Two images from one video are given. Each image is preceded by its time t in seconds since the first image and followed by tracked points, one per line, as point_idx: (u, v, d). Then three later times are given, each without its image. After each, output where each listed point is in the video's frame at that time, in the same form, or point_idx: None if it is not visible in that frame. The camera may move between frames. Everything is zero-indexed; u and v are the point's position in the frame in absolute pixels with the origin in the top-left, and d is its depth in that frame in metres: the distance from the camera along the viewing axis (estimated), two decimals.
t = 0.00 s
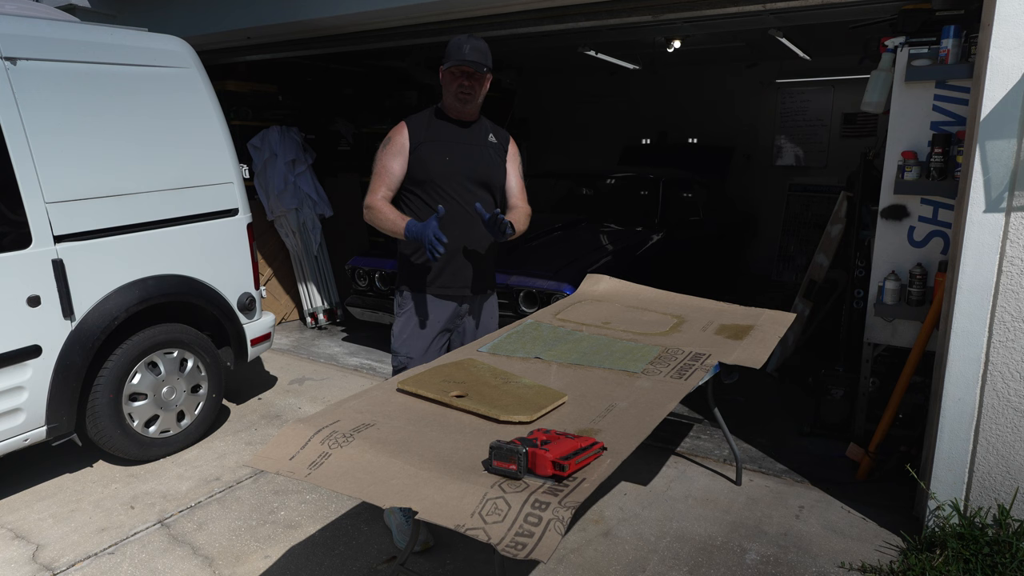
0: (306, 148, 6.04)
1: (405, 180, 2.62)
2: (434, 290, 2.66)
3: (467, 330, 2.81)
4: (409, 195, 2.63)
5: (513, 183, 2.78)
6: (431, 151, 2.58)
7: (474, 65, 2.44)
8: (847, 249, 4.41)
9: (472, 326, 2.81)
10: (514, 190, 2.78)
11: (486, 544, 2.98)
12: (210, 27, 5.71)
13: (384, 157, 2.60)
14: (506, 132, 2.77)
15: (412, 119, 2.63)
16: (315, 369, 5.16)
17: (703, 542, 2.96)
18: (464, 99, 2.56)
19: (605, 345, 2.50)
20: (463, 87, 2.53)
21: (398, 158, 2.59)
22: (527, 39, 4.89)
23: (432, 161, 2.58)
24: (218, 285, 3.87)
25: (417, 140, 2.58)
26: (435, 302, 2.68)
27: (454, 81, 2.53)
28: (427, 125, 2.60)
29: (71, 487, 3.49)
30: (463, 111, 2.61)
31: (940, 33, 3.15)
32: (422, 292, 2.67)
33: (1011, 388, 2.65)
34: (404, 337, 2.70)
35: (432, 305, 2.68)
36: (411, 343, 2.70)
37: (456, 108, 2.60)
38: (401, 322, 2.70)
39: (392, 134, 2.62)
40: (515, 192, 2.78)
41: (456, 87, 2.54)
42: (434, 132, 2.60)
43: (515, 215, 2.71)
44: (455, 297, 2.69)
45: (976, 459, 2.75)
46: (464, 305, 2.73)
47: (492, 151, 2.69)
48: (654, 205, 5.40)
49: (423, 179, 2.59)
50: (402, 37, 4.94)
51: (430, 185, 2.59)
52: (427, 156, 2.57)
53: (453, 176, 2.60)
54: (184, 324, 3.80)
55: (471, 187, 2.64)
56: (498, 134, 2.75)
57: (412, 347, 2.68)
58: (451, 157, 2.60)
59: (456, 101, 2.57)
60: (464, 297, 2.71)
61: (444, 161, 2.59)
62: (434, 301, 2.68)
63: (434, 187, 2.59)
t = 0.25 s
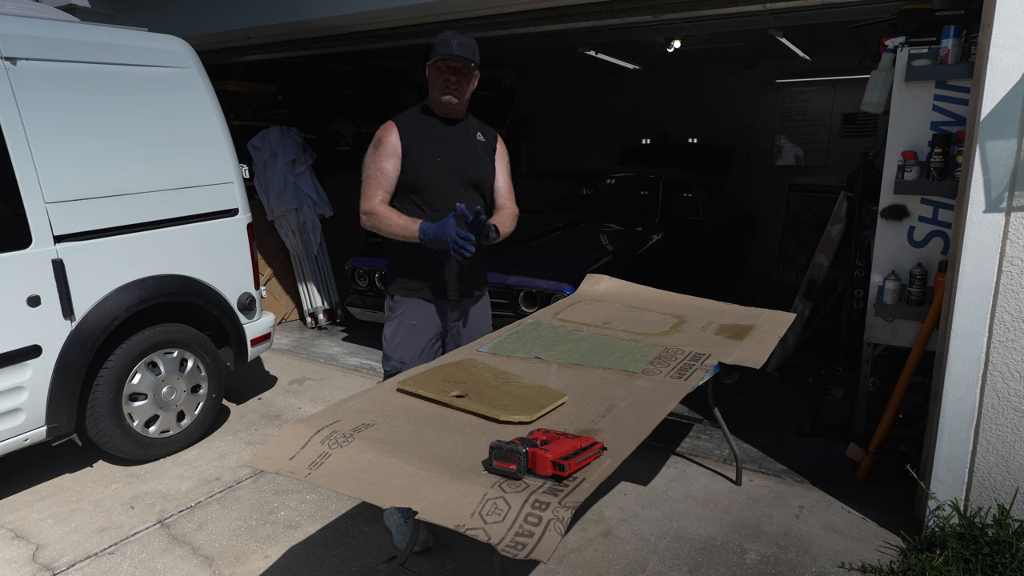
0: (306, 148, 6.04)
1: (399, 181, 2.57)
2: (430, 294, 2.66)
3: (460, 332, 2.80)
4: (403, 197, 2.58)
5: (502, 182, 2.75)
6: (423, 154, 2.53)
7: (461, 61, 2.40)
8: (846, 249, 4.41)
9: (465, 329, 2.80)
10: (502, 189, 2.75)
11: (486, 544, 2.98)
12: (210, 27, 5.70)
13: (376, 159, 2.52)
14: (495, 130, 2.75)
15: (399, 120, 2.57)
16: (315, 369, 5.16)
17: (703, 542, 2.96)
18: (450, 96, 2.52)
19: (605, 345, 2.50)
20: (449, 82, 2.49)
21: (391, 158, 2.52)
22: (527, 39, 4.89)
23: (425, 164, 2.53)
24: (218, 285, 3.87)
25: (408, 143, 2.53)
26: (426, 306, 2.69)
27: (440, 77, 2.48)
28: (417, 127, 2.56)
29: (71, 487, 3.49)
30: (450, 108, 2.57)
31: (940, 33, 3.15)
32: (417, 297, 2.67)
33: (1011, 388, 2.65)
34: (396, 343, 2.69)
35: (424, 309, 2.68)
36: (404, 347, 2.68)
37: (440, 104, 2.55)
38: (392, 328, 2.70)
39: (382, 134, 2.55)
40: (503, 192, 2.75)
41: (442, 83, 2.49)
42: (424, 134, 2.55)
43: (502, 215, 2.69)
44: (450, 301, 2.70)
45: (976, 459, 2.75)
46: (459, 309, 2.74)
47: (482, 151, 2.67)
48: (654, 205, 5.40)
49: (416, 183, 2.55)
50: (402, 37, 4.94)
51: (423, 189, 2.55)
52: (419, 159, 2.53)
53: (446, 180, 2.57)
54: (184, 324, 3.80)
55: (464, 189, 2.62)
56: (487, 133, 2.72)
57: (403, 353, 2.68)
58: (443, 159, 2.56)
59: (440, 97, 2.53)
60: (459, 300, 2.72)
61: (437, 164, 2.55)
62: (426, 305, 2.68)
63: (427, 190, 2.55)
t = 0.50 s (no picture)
0: (306, 148, 6.04)
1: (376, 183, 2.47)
2: (420, 301, 2.56)
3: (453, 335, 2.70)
4: (381, 200, 2.49)
5: (491, 184, 2.73)
6: (407, 156, 2.43)
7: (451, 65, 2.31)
8: (846, 249, 4.41)
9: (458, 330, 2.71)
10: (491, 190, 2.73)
11: (486, 544, 2.98)
12: (210, 27, 5.70)
13: (354, 161, 2.42)
14: (480, 127, 2.65)
15: (382, 119, 2.46)
16: (315, 369, 5.16)
17: (703, 542, 2.96)
18: (438, 100, 2.43)
19: (605, 345, 2.50)
20: (438, 86, 2.39)
21: (369, 160, 2.42)
22: (526, 39, 4.89)
23: (408, 166, 2.43)
24: (218, 285, 3.87)
25: (392, 145, 2.43)
26: (416, 312, 2.57)
27: (429, 79, 2.39)
28: (401, 127, 2.44)
29: (71, 487, 3.49)
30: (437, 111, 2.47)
31: (940, 33, 3.15)
32: (406, 304, 2.56)
33: (1011, 388, 2.65)
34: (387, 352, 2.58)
35: (415, 317, 2.57)
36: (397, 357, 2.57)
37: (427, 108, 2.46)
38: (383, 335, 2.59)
39: (363, 135, 2.43)
40: (492, 192, 2.74)
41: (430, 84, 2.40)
42: (408, 134, 2.45)
43: (494, 219, 2.75)
44: (441, 306, 2.60)
45: (976, 458, 2.75)
46: (450, 312, 2.65)
47: (468, 149, 2.58)
48: (654, 205, 5.40)
49: (399, 186, 2.45)
50: (402, 37, 4.94)
51: (407, 191, 2.46)
52: (402, 160, 2.43)
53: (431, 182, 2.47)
54: (184, 325, 3.80)
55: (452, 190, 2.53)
56: (473, 130, 2.63)
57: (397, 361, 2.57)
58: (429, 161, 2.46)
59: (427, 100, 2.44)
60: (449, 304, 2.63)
61: (421, 166, 2.45)
62: (417, 312, 2.57)
63: (410, 193, 2.46)
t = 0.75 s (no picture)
0: (306, 148, 6.04)
1: (366, 189, 2.46)
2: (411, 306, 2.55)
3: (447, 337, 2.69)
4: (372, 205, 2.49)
5: (479, 186, 2.71)
6: (394, 159, 2.41)
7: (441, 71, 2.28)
8: (847, 249, 4.41)
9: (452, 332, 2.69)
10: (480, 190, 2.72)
11: (486, 544, 2.98)
12: (210, 27, 5.70)
13: (342, 168, 2.39)
14: (468, 125, 2.63)
15: (367, 122, 2.43)
16: (315, 369, 5.16)
17: (703, 542, 2.96)
18: (427, 103, 2.41)
19: (605, 345, 2.50)
20: (428, 90, 2.37)
21: (359, 167, 2.39)
22: (526, 39, 4.89)
23: (396, 169, 2.42)
24: (218, 285, 3.87)
25: (377, 149, 2.40)
26: (408, 318, 2.56)
27: (418, 83, 2.36)
28: (387, 130, 2.42)
29: (71, 487, 3.49)
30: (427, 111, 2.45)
31: (940, 33, 3.15)
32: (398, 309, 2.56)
33: (1011, 388, 2.65)
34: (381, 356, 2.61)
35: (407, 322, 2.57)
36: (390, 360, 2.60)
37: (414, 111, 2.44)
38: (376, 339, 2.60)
39: (348, 140, 2.41)
40: (481, 194, 2.72)
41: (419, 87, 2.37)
42: (395, 137, 2.42)
43: (484, 221, 2.73)
44: (433, 309, 2.60)
45: (976, 458, 2.75)
46: (442, 316, 2.64)
47: (456, 148, 2.56)
48: (654, 205, 5.40)
49: (388, 190, 2.44)
50: (402, 37, 4.94)
51: (396, 195, 2.45)
52: (390, 164, 2.41)
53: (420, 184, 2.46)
54: (184, 325, 3.80)
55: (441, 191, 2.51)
56: (460, 129, 2.61)
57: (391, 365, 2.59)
58: (416, 163, 2.44)
59: (414, 103, 2.41)
60: (442, 307, 2.62)
61: (408, 169, 2.43)
62: (410, 317, 2.57)
63: (398, 196, 2.45)
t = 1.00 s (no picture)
0: (306, 148, 6.03)
1: (357, 190, 2.45)
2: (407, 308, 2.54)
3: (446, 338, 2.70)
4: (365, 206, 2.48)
5: (474, 185, 2.72)
6: (388, 158, 2.41)
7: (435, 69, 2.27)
8: (847, 249, 4.41)
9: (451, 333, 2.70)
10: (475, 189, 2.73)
11: (486, 544, 2.98)
12: (210, 27, 5.70)
13: (333, 168, 2.39)
14: (461, 125, 2.64)
15: (359, 123, 2.42)
16: (315, 369, 5.16)
17: (703, 543, 2.96)
18: (420, 101, 2.41)
19: (605, 345, 2.50)
20: (421, 88, 2.37)
21: (348, 166, 2.39)
22: (526, 39, 4.89)
23: (390, 169, 2.41)
24: (218, 285, 3.87)
25: (370, 149, 2.39)
26: (406, 321, 2.57)
27: (411, 80, 2.35)
28: (380, 130, 2.41)
29: (70, 487, 3.49)
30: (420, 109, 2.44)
31: (940, 33, 3.15)
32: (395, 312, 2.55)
33: (1011, 388, 2.65)
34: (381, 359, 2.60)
35: (406, 324, 2.57)
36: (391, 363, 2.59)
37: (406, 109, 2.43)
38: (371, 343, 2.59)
39: (340, 141, 2.40)
40: (476, 193, 2.74)
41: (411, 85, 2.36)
42: (388, 136, 2.41)
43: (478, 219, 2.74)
44: (430, 310, 2.59)
45: (976, 458, 2.75)
46: (439, 317, 2.64)
47: (451, 147, 2.56)
48: (654, 204, 5.40)
49: (381, 189, 2.43)
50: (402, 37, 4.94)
51: (389, 195, 2.44)
52: (383, 164, 2.40)
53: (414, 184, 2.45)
54: (184, 325, 3.80)
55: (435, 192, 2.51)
56: (453, 128, 2.61)
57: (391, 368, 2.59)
58: (410, 163, 2.44)
59: (406, 101, 2.40)
60: (439, 308, 2.61)
61: (401, 169, 2.42)
62: (408, 320, 2.57)
63: (392, 196, 2.44)
